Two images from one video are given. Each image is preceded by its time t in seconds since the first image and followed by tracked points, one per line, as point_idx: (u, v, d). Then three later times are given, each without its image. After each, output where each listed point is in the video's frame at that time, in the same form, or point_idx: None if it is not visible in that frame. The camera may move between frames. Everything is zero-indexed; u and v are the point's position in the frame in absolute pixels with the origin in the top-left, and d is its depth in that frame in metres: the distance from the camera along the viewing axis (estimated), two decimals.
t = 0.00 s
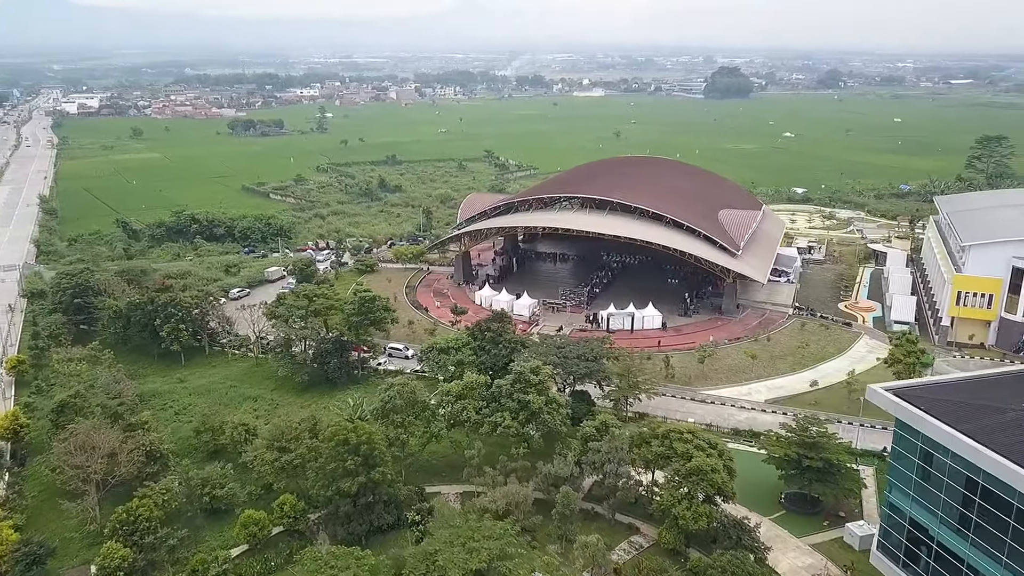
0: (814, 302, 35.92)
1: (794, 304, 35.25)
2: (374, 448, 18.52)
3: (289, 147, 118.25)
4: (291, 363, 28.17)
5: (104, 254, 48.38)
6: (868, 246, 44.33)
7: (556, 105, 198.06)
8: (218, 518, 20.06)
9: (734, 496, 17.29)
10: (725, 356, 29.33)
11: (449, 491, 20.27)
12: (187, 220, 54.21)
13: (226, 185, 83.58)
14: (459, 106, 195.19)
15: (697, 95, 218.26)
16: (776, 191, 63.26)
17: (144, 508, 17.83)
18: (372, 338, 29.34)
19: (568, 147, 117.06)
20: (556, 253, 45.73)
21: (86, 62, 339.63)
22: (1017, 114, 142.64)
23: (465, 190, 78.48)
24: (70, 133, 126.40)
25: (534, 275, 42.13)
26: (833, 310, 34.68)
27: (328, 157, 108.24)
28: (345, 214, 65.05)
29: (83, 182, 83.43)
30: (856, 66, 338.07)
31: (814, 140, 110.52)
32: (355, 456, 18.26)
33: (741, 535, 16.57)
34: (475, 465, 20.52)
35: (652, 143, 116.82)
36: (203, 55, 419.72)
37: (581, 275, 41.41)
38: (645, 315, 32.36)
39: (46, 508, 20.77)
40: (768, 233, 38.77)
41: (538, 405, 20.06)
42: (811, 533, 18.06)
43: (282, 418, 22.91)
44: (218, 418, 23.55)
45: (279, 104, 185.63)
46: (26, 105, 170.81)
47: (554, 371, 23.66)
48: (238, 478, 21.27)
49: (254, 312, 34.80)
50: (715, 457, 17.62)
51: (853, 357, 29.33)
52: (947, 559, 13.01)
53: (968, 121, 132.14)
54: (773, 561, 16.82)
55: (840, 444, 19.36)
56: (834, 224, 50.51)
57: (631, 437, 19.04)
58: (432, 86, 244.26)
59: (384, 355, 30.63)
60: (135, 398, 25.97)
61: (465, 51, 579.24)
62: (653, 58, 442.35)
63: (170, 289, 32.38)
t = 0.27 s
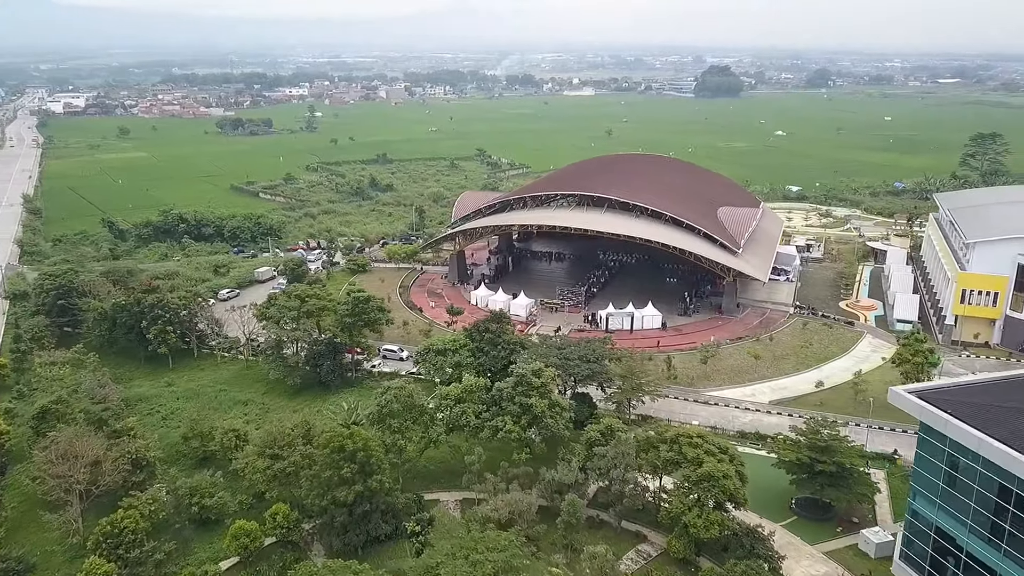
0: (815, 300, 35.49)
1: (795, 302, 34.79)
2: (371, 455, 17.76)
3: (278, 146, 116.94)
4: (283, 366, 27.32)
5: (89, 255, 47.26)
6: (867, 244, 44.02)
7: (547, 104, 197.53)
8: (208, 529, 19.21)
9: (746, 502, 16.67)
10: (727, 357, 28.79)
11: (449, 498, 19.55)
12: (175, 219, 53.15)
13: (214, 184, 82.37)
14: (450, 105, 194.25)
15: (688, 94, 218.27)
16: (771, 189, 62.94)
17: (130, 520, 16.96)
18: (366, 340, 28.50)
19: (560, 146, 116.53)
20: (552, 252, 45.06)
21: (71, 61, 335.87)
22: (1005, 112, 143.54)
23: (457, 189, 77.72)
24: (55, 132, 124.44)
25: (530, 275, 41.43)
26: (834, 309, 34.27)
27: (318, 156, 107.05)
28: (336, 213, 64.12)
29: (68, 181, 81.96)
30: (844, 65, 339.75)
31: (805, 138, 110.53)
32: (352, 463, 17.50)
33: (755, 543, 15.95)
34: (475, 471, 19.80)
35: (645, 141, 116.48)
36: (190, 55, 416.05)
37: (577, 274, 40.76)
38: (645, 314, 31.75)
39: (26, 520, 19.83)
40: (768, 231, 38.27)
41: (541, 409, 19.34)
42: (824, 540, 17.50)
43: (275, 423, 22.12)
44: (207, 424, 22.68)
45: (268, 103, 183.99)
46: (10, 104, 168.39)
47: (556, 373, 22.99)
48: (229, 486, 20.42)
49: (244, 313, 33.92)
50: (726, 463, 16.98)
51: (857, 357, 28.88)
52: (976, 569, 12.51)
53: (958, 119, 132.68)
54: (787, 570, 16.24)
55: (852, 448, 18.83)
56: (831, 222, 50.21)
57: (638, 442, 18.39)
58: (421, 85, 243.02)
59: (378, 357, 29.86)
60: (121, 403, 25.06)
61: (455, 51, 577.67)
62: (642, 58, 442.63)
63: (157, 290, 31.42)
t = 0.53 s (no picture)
0: (817, 300, 35.07)
1: (797, 302, 34.34)
2: (369, 461, 17.09)
3: (270, 146, 115.84)
4: (277, 369, 26.57)
5: (78, 255, 46.32)
6: (867, 242, 43.64)
7: (540, 103, 196.99)
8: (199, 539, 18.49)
9: (759, 509, 16.10)
10: (731, 358, 28.29)
11: (449, 505, 18.90)
12: (166, 219, 52.25)
13: (205, 183, 81.33)
14: (443, 104, 193.40)
15: (681, 93, 218.07)
16: (769, 187, 62.58)
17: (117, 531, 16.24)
18: (362, 341, 27.79)
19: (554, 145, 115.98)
20: (550, 251, 44.45)
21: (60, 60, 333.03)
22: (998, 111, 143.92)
23: (452, 188, 77.02)
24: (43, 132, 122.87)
25: (527, 274, 40.79)
26: (837, 308, 33.86)
27: (311, 155, 106.05)
28: (329, 212, 63.31)
29: (57, 180, 80.72)
30: (837, 65, 340.60)
31: (799, 137, 110.45)
32: (350, 471, 16.82)
33: (770, 552, 15.38)
34: (477, 477, 19.15)
35: (639, 140, 116.06)
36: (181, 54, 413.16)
37: (576, 273, 40.14)
38: (646, 314, 31.18)
39: (9, 531, 19.04)
40: (769, 230, 37.77)
41: (546, 412, 18.69)
42: (839, 547, 17.00)
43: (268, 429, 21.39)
44: (199, 429, 21.95)
45: (259, 102, 182.61)
46: None
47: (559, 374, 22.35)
48: (221, 494, 19.71)
49: (237, 314, 33.13)
50: (738, 468, 16.38)
51: (862, 358, 28.43)
52: None
53: (951, 118, 132.86)
54: None
55: (866, 451, 18.34)
56: (830, 220, 49.83)
57: (646, 447, 17.78)
58: (414, 85, 241.77)
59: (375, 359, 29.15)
60: (109, 408, 24.29)
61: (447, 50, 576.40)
62: (635, 57, 442.58)
63: (147, 291, 30.61)
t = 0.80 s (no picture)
0: (820, 299, 34.54)
1: (800, 301, 33.79)
2: (367, 470, 16.30)
3: (262, 145, 114.67)
4: (269, 372, 25.71)
5: (64, 255, 45.28)
6: (868, 241, 43.19)
7: (533, 103, 196.35)
8: (188, 551, 17.67)
9: (776, 519, 15.40)
10: (735, 359, 27.68)
11: (450, 514, 18.15)
12: (155, 218, 51.22)
13: (195, 183, 80.14)
14: (435, 103, 192.46)
15: (673, 93, 217.91)
16: (766, 185, 62.13)
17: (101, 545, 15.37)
18: (358, 343, 26.97)
19: (548, 144, 115.29)
20: (546, 250, 43.73)
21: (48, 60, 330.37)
22: (990, 110, 144.25)
23: (445, 186, 76.18)
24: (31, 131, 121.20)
25: (524, 274, 40.04)
26: (841, 308, 33.33)
27: (302, 154, 104.95)
28: (322, 212, 62.36)
29: (44, 180, 79.40)
30: (829, 65, 341.58)
31: (793, 136, 110.30)
32: (348, 481, 16.03)
33: (787, 564, 14.71)
34: (478, 486, 18.41)
35: (634, 139, 115.55)
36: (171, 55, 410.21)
37: (574, 273, 39.44)
38: (647, 315, 30.53)
39: None
40: (770, 228, 37.22)
41: (551, 417, 17.95)
42: (857, 557, 16.40)
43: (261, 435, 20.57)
44: (188, 436, 21.12)
45: (250, 101, 181.19)
46: None
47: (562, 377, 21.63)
48: (211, 504, 18.89)
49: (228, 315, 32.25)
50: (753, 475, 15.70)
51: (868, 358, 27.89)
52: None
53: (944, 117, 133.03)
54: None
55: (882, 455, 17.73)
56: (829, 219, 49.38)
57: (655, 454, 17.09)
58: (406, 84, 240.61)
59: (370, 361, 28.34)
60: (94, 413, 23.37)
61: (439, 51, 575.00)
62: (627, 58, 442.96)
63: (134, 292, 29.69)
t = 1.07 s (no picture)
0: (825, 298, 34.00)
1: (804, 301, 33.23)
2: (366, 480, 15.55)
3: (254, 144, 113.56)
4: (262, 376, 24.87)
5: (51, 255, 44.28)
6: (870, 239, 42.69)
7: (526, 102, 195.62)
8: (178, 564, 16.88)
9: (795, 528, 14.74)
10: (741, 360, 27.08)
11: (452, 524, 17.42)
12: (145, 218, 50.24)
13: (186, 182, 79.02)
14: (428, 103, 191.50)
15: (667, 92, 217.66)
16: (765, 184, 61.66)
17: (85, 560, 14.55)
18: (354, 345, 26.17)
19: (543, 143, 114.62)
20: (545, 250, 43.02)
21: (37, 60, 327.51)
22: (983, 109, 144.40)
23: (440, 185, 75.39)
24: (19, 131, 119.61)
25: (523, 274, 39.30)
26: (846, 307, 32.80)
27: (295, 154, 103.92)
28: (315, 211, 61.48)
29: (31, 180, 78.13)
30: (822, 65, 342.31)
31: (789, 135, 110.03)
32: (346, 491, 15.28)
33: None
34: (482, 495, 17.68)
35: (629, 138, 115.03)
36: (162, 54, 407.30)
37: (573, 272, 38.77)
38: (650, 315, 29.90)
39: None
40: (773, 227, 36.61)
41: (557, 423, 17.24)
42: (877, 568, 15.78)
43: (254, 443, 19.77)
44: (179, 443, 20.30)
45: (242, 101, 179.70)
46: None
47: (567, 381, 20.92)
48: (202, 514, 18.08)
49: (220, 317, 31.39)
50: (771, 484, 15.03)
51: (876, 359, 27.33)
52: None
53: (938, 116, 133.12)
54: None
55: (901, 461, 17.12)
56: (830, 217, 48.89)
57: (666, 461, 16.40)
58: (399, 84, 239.54)
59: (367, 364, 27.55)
60: (81, 419, 22.50)
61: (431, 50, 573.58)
62: (620, 58, 442.87)
63: (123, 293, 28.82)
